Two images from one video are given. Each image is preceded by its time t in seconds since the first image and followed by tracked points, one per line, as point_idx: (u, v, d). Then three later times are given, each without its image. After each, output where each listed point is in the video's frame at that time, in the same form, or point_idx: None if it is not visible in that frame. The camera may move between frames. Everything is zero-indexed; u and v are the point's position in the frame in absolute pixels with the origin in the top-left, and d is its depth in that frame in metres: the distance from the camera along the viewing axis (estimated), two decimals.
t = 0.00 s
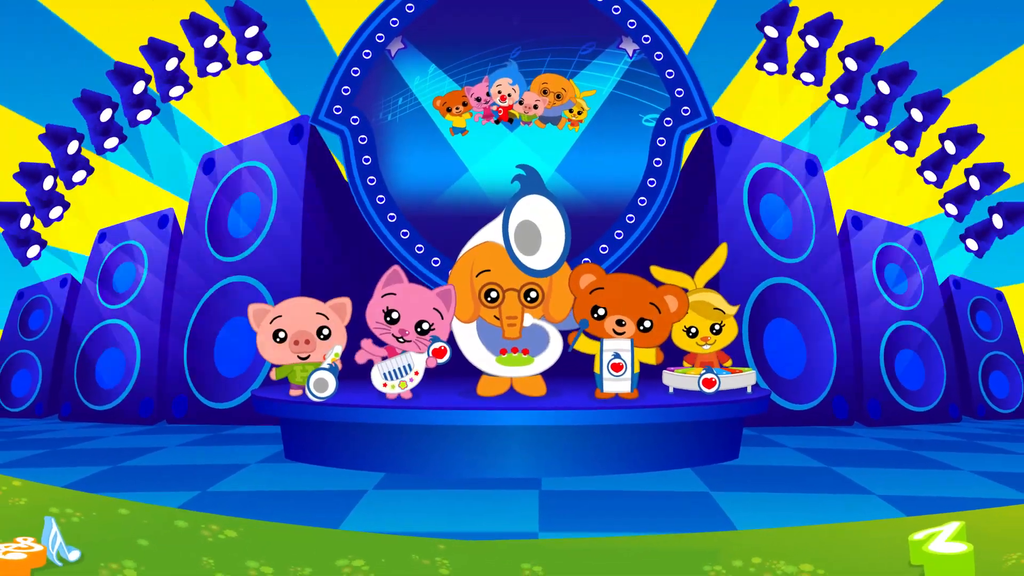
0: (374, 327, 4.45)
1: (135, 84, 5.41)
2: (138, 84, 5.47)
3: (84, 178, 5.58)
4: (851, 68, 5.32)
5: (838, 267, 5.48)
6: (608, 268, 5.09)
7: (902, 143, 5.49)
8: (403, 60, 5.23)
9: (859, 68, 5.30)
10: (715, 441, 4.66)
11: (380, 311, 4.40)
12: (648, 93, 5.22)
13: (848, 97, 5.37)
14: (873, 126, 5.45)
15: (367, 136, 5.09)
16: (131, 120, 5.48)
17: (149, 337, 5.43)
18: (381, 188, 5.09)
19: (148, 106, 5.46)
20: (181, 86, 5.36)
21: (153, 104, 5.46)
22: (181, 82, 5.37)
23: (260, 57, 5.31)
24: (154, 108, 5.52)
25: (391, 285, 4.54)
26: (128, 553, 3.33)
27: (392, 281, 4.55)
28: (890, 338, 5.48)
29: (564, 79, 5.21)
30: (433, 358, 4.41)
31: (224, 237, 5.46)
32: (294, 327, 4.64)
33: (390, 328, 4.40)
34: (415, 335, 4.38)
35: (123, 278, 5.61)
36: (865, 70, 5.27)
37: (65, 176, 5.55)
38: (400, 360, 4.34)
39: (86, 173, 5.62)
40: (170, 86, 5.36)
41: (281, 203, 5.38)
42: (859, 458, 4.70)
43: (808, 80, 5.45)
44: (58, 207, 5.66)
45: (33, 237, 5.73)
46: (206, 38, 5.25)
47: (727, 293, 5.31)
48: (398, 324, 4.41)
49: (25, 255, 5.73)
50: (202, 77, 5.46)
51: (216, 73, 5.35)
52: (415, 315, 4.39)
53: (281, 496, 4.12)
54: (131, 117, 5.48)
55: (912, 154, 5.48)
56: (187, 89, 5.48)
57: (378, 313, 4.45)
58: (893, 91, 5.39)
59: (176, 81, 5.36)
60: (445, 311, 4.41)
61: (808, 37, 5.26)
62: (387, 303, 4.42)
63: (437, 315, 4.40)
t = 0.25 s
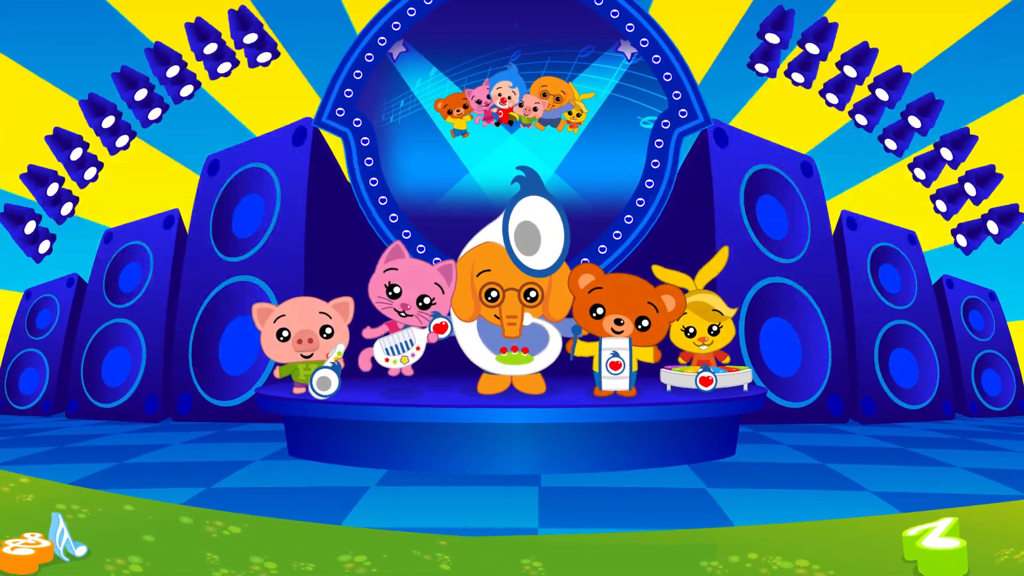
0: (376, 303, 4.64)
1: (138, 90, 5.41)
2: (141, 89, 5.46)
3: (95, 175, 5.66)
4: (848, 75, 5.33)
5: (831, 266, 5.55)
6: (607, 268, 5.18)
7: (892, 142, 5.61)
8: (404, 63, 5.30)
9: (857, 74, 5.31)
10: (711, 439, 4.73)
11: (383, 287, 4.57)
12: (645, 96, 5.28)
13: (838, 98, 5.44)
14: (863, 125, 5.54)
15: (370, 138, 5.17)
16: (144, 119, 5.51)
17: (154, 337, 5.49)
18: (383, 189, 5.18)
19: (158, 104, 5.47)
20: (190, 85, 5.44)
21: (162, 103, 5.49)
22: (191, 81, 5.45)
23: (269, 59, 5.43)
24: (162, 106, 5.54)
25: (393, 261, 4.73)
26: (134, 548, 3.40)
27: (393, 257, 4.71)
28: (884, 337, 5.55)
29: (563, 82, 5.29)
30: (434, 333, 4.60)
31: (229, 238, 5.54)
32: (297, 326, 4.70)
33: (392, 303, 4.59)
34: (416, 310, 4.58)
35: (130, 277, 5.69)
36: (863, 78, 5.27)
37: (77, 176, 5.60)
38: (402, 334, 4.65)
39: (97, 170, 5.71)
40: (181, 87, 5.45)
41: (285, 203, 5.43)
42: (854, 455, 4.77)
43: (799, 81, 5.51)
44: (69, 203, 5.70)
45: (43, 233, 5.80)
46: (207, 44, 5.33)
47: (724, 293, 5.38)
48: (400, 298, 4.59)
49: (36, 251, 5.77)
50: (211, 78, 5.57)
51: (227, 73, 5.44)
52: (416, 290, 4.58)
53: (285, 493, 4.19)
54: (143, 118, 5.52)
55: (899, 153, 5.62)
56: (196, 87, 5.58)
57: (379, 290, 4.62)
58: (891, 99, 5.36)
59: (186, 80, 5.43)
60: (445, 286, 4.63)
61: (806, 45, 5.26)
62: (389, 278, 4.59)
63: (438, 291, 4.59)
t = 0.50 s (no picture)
0: (378, 321, 4.63)
1: (137, 97, 5.56)
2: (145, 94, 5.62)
3: (106, 171, 5.78)
4: (849, 82, 5.41)
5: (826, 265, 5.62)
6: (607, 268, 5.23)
7: (881, 140, 5.60)
8: (406, 67, 5.38)
9: (857, 82, 5.40)
10: (708, 436, 4.80)
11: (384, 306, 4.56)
12: (643, 99, 5.36)
13: (829, 97, 5.45)
14: (852, 122, 5.65)
15: (372, 140, 5.21)
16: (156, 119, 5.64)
17: (159, 336, 5.57)
18: (385, 191, 5.22)
19: (168, 102, 5.60)
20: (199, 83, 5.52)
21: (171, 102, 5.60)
22: (198, 80, 5.54)
23: (278, 58, 5.48)
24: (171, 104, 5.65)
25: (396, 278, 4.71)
26: (141, 544, 3.46)
27: (396, 275, 4.71)
28: (879, 336, 5.63)
29: (562, 85, 5.36)
30: (435, 350, 4.60)
31: (232, 238, 5.60)
32: (300, 325, 4.77)
33: (394, 321, 4.59)
34: (417, 328, 4.57)
35: (136, 277, 5.77)
36: (863, 84, 5.38)
37: (88, 172, 5.76)
38: (403, 351, 4.62)
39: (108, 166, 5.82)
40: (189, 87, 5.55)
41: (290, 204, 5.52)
42: (848, 452, 4.84)
43: (789, 80, 5.53)
44: (79, 197, 5.86)
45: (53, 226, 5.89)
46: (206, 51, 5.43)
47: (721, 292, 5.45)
48: (401, 316, 4.59)
49: (46, 247, 5.89)
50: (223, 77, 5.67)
51: (237, 71, 5.54)
52: (418, 308, 4.56)
53: (288, 489, 4.27)
54: (155, 117, 5.62)
55: (888, 151, 5.62)
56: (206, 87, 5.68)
57: (382, 308, 4.62)
58: (889, 104, 5.52)
59: (192, 79, 5.53)
60: (448, 305, 4.59)
61: (809, 53, 5.37)
62: (391, 297, 4.59)
63: (441, 308, 4.57)
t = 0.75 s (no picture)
0: (380, 318, 4.68)
1: (151, 94, 5.36)
2: (154, 93, 5.42)
3: (103, 181, 5.61)
4: (835, 79, 5.41)
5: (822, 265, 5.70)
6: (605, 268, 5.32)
7: (882, 148, 5.53)
8: (408, 70, 5.44)
9: (842, 79, 5.39)
10: (705, 433, 4.87)
11: (386, 305, 4.60)
12: (641, 101, 5.43)
13: (830, 105, 5.44)
14: (855, 131, 5.57)
15: (374, 142, 5.31)
16: (152, 125, 5.45)
17: (165, 335, 5.64)
18: (387, 192, 5.31)
19: (165, 112, 5.44)
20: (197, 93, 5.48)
21: (170, 110, 5.44)
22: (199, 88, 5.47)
23: (274, 66, 5.59)
24: (169, 115, 5.50)
25: (397, 277, 4.75)
26: (146, 539, 3.53)
27: (397, 275, 4.76)
28: (873, 335, 5.71)
29: (562, 88, 5.43)
30: (437, 348, 4.67)
31: (237, 238, 5.67)
32: (302, 325, 4.84)
33: (396, 319, 4.64)
34: (419, 326, 4.62)
35: (142, 276, 5.84)
36: (848, 82, 5.34)
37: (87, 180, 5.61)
38: (405, 349, 4.67)
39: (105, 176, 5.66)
40: (187, 93, 5.48)
41: (293, 206, 5.62)
42: (843, 449, 4.92)
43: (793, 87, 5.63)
44: (80, 208, 5.71)
45: (55, 237, 5.76)
46: (221, 49, 5.35)
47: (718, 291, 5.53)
48: (403, 314, 4.64)
49: (47, 255, 5.80)
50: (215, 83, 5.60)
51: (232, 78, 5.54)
52: (419, 306, 4.62)
53: (292, 486, 4.34)
54: (151, 124, 5.45)
55: (890, 158, 5.55)
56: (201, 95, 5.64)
57: (383, 306, 4.67)
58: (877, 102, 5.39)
59: (194, 86, 5.47)
60: (449, 303, 4.65)
61: (794, 49, 5.36)
62: (393, 295, 4.63)
63: (441, 306, 4.63)
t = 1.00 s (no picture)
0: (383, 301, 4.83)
1: (157, 96, 5.53)
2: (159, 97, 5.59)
3: (113, 183, 5.67)
4: (831, 83, 5.50)
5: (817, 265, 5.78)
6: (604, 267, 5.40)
7: (875, 149, 5.73)
8: (409, 73, 5.52)
9: (839, 82, 5.49)
10: (702, 430, 4.96)
11: (387, 286, 4.77)
12: (640, 104, 5.51)
13: (825, 107, 5.58)
14: (847, 133, 5.68)
15: (376, 144, 5.39)
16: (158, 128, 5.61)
17: (171, 334, 5.72)
18: (389, 193, 5.39)
19: (173, 114, 5.58)
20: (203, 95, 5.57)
21: (177, 113, 5.58)
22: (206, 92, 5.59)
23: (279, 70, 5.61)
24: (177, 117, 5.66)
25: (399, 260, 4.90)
26: (153, 535, 3.60)
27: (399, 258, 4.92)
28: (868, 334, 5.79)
29: (561, 90, 5.52)
30: (438, 330, 4.80)
31: (242, 239, 5.75)
32: (309, 323, 4.93)
33: (398, 300, 4.79)
34: (420, 307, 4.77)
35: (148, 277, 5.93)
36: (845, 85, 5.46)
37: (95, 181, 5.64)
38: (407, 330, 4.91)
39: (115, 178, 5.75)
40: (194, 96, 5.58)
41: (297, 207, 5.69)
42: (838, 446, 5.00)
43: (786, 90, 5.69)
44: (89, 208, 5.82)
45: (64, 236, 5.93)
46: (223, 53, 5.43)
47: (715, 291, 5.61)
48: (405, 296, 4.78)
49: (56, 253, 5.95)
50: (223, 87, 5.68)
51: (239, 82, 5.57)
52: (420, 288, 4.77)
53: (296, 482, 4.42)
54: (158, 126, 5.61)
55: (882, 159, 5.75)
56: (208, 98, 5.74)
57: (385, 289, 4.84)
58: (871, 105, 5.55)
59: (200, 90, 5.56)
60: (450, 285, 4.80)
61: (790, 53, 5.46)
62: (396, 278, 4.78)
63: (442, 289, 4.78)
